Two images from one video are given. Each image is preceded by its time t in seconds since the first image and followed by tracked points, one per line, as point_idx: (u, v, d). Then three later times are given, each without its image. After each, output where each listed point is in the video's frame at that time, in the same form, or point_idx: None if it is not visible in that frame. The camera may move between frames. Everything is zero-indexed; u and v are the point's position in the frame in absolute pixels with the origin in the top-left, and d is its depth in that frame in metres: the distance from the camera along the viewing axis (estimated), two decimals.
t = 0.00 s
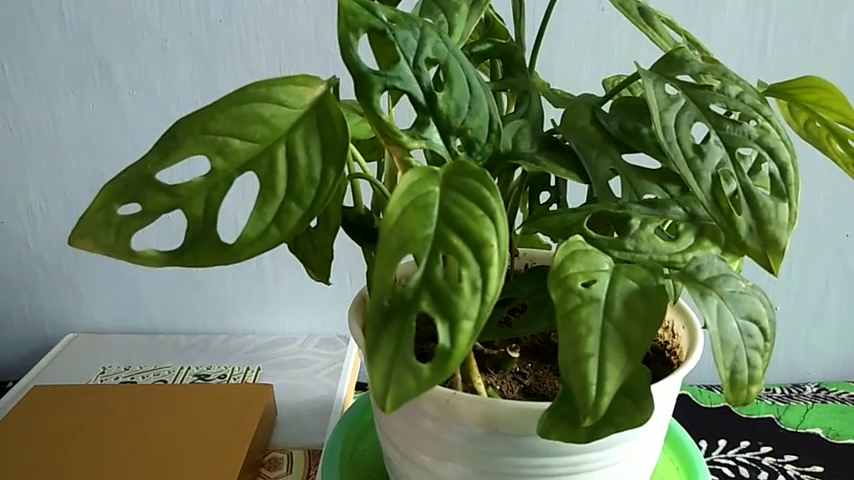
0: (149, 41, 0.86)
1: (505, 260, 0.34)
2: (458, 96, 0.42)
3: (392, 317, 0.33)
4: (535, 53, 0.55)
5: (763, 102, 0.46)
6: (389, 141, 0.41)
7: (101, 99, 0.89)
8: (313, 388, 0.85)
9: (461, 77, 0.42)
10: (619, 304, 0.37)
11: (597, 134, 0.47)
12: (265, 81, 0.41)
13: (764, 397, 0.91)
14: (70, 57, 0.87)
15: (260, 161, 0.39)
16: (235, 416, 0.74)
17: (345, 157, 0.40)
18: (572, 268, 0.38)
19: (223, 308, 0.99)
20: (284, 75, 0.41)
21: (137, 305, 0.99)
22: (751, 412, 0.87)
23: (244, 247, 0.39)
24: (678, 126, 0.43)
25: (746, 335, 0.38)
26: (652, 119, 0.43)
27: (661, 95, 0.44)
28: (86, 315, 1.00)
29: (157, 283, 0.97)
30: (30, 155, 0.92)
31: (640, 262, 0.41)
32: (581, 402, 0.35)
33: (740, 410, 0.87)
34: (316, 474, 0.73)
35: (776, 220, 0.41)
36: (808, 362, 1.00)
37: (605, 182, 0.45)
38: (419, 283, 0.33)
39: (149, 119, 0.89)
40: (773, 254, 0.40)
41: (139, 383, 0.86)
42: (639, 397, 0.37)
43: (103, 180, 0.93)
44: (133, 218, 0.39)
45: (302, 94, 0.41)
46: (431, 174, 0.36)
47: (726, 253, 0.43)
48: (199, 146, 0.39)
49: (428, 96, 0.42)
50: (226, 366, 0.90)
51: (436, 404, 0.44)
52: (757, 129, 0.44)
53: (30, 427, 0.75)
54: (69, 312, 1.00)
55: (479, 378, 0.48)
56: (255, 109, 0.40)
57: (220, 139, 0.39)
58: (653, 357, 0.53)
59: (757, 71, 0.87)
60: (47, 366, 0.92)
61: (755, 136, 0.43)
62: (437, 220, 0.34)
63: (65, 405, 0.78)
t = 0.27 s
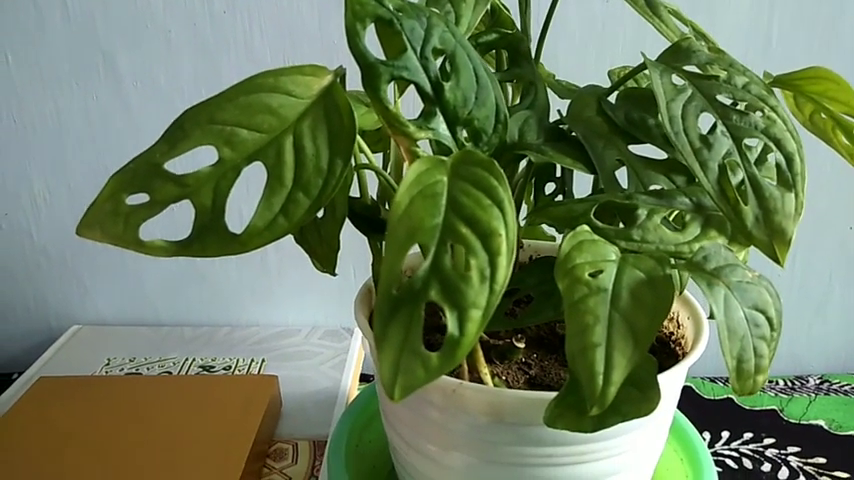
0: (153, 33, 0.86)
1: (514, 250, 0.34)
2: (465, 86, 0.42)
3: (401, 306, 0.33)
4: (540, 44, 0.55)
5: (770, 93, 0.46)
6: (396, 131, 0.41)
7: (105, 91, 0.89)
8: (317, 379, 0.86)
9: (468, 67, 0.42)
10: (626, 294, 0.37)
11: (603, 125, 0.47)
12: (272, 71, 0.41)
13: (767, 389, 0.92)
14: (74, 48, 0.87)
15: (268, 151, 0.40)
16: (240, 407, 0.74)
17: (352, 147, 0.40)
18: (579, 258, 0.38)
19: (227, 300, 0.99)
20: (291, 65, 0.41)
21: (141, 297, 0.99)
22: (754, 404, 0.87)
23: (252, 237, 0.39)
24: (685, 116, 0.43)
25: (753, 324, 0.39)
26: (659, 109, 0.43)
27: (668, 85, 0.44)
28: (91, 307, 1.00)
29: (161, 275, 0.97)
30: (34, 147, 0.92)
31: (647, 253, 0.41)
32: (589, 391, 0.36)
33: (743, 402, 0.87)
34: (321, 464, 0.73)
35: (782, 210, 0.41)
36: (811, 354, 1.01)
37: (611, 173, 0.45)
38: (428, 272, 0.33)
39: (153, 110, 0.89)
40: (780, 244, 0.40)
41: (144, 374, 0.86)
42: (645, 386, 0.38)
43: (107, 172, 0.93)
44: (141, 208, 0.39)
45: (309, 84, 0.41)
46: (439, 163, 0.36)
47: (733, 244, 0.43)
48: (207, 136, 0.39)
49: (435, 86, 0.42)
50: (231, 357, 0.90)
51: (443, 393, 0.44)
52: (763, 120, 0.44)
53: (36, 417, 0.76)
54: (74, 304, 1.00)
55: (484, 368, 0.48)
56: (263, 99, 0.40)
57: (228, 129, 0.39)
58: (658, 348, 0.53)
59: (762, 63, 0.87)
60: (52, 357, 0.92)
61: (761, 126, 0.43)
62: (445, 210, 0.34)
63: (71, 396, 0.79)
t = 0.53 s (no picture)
0: (156, 28, 0.86)
1: (522, 243, 0.34)
2: (471, 80, 0.42)
3: (410, 299, 0.33)
4: (545, 38, 0.55)
5: (775, 86, 0.46)
6: (403, 126, 0.41)
7: (109, 86, 0.89)
8: (322, 373, 0.86)
9: (474, 61, 0.43)
10: (633, 287, 0.38)
11: (608, 118, 0.47)
12: (279, 66, 0.41)
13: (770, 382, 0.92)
14: (77, 43, 0.87)
15: (275, 145, 0.40)
16: (245, 401, 0.75)
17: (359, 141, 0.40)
18: (585, 250, 0.39)
19: (231, 295, 0.99)
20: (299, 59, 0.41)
21: (145, 292, 1.00)
22: (757, 397, 0.87)
23: (259, 231, 0.39)
24: (691, 110, 0.43)
25: (758, 315, 0.39)
26: (664, 103, 0.43)
27: (674, 79, 0.44)
28: (95, 302, 1.00)
29: (165, 270, 0.97)
30: (38, 142, 0.92)
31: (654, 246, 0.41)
32: (596, 383, 0.36)
33: (747, 395, 0.87)
34: (326, 458, 0.74)
35: (788, 203, 0.41)
36: (814, 348, 1.01)
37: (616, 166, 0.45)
38: (436, 265, 0.33)
39: (157, 105, 0.90)
40: (785, 236, 0.40)
41: (149, 368, 0.86)
42: (652, 378, 0.38)
43: (111, 167, 0.93)
44: (149, 203, 0.39)
45: (316, 78, 0.41)
46: (446, 157, 0.36)
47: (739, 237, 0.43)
48: (215, 131, 0.39)
49: (441, 81, 0.42)
50: (235, 352, 0.91)
51: (450, 386, 0.44)
52: (769, 113, 0.44)
53: (43, 411, 0.76)
54: (78, 299, 1.00)
55: (491, 361, 0.48)
56: (270, 94, 0.40)
57: (236, 124, 0.39)
58: (663, 341, 0.54)
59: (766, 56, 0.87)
60: (57, 352, 0.93)
61: (767, 119, 0.43)
62: (453, 203, 0.34)
63: (76, 390, 0.79)
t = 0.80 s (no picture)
0: (159, 26, 0.86)
1: (527, 242, 0.34)
2: (476, 78, 0.42)
3: (415, 298, 0.33)
4: (549, 35, 0.55)
5: (779, 83, 0.46)
6: (407, 124, 0.41)
7: (112, 84, 0.89)
8: (326, 371, 0.86)
9: (478, 59, 0.42)
10: (638, 285, 0.38)
11: (613, 115, 0.47)
12: (284, 64, 0.41)
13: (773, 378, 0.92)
14: (81, 42, 0.87)
15: (280, 144, 0.40)
16: (250, 399, 0.75)
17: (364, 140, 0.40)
18: (590, 249, 0.39)
19: (235, 292, 0.99)
20: (304, 58, 0.41)
21: (149, 290, 1.00)
22: (760, 393, 0.87)
23: (264, 230, 0.39)
24: (696, 107, 0.43)
25: (763, 312, 0.40)
26: (669, 100, 0.43)
27: (678, 76, 0.44)
28: (100, 300, 1.01)
29: (169, 267, 0.98)
30: (41, 141, 0.92)
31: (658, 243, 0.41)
32: (600, 381, 0.36)
33: (750, 392, 0.87)
34: (330, 455, 0.74)
35: (792, 201, 0.41)
36: (818, 344, 1.01)
37: (621, 164, 0.45)
38: (442, 264, 0.34)
39: (160, 103, 0.90)
40: (790, 234, 0.40)
41: (154, 366, 0.86)
42: (656, 377, 0.38)
43: (115, 165, 0.93)
44: (154, 201, 0.39)
45: (321, 77, 0.41)
46: (451, 156, 0.36)
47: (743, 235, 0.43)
48: (220, 130, 0.39)
49: (446, 79, 0.42)
50: (239, 349, 0.91)
51: (454, 383, 0.44)
52: (773, 110, 0.44)
53: (48, 409, 0.76)
54: (83, 297, 1.00)
55: (495, 359, 0.49)
56: (275, 92, 0.40)
57: (241, 123, 0.39)
58: (667, 339, 0.54)
59: (770, 53, 0.87)
60: (62, 349, 0.93)
61: (771, 116, 0.43)
62: (458, 202, 0.34)
63: (82, 388, 0.79)
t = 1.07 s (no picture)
0: (155, 40, 0.87)
1: (519, 258, 0.35)
2: (467, 94, 0.43)
3: (409, 314, 0.34)
4: (541, 48, 0.56)
5: (768, 95, 0.46)
6: (400, 140, 0.42)
7: (108, 97, 0.89)
8: (324, 381, 0.86)
9: (470, 75, 0.43)
10: (629, 297, 0.38)
11: (604, 128, 0.47)
12: (279, 83, 0.41)
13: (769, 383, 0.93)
14: (77, 56, 0.87)
15: (274, 162, 0.40)
16: (249, 410, 0.75)
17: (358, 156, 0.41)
18: (581, 262, 0.39)
19: (233, 303, 1.00)
20: (298, 76, 0.42)
21: (147, 301, 1.00)
22: (757, 399, 0.88)
23: (260, 246, 0.39)
24: (685, 120, 0.43)
25: (753, 323, 0.40)
26: (659, 113, 0.43)
27: (668, 89, 0.45)
28: (98, 312, 1.01)
29: (166, 279, 0.98)
30: (39, 154, 0.92)
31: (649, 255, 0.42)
32: (593, 393, 0.36)
33: (747, 397, 0.88)
34: (329, 466, 0.74)
35: (781, 211, 0.42)
36: (813, 349, 1.01)
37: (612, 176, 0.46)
38: (435, 280, 0.34)
39: (156, 116, 0.90)
40: (779, 245, 0.41)
41: (152, 378, 0.87)
42: (649, 388, 0.38)
43: (112, 178, 0.93)
44: (151, 219, 0.40)
45: (315, 95, 0.42)
46: (443, 172, 0.37)
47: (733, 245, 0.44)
48: (215, 148, 0.39)
49: (438, 95, 0.42)
50: (238, 360, 0.91)
51: (450, 396, 0.45)
52: (762, 122, 0.44)
53: (48, 422, 0.76)
54: (81, 309, 1.01)
55: (491, 370, 0.49)
56: (269, 110, 0.41)
57: (236, 141, 0.40)
58: (661, 347, 0.54)
59: (761, 62, 0.87)
60: (61, 362, 0.93)
61: (760, 128, 0.44)
62: (451, 218, 0.35)
63: (81, 400, 0.80)
